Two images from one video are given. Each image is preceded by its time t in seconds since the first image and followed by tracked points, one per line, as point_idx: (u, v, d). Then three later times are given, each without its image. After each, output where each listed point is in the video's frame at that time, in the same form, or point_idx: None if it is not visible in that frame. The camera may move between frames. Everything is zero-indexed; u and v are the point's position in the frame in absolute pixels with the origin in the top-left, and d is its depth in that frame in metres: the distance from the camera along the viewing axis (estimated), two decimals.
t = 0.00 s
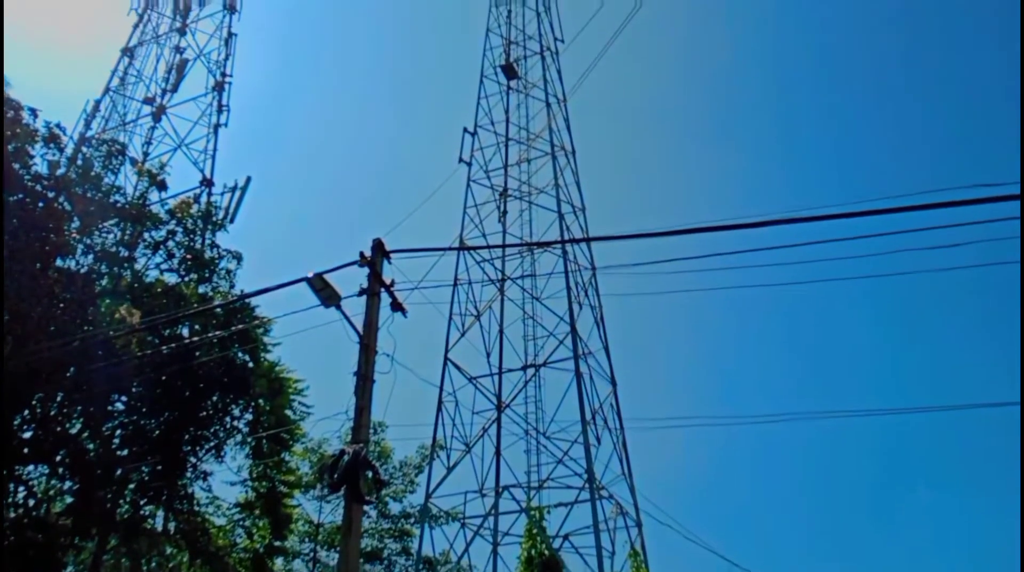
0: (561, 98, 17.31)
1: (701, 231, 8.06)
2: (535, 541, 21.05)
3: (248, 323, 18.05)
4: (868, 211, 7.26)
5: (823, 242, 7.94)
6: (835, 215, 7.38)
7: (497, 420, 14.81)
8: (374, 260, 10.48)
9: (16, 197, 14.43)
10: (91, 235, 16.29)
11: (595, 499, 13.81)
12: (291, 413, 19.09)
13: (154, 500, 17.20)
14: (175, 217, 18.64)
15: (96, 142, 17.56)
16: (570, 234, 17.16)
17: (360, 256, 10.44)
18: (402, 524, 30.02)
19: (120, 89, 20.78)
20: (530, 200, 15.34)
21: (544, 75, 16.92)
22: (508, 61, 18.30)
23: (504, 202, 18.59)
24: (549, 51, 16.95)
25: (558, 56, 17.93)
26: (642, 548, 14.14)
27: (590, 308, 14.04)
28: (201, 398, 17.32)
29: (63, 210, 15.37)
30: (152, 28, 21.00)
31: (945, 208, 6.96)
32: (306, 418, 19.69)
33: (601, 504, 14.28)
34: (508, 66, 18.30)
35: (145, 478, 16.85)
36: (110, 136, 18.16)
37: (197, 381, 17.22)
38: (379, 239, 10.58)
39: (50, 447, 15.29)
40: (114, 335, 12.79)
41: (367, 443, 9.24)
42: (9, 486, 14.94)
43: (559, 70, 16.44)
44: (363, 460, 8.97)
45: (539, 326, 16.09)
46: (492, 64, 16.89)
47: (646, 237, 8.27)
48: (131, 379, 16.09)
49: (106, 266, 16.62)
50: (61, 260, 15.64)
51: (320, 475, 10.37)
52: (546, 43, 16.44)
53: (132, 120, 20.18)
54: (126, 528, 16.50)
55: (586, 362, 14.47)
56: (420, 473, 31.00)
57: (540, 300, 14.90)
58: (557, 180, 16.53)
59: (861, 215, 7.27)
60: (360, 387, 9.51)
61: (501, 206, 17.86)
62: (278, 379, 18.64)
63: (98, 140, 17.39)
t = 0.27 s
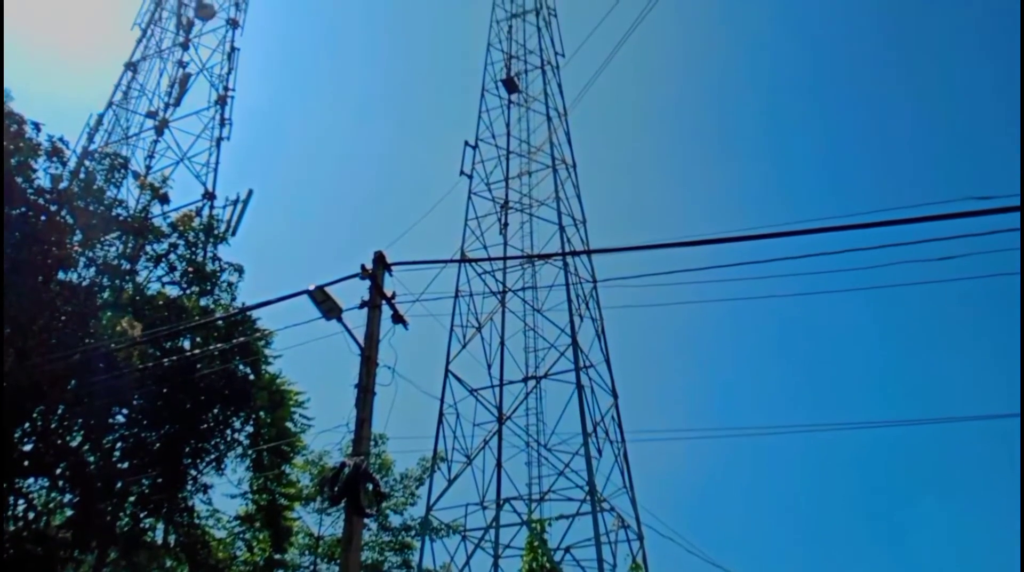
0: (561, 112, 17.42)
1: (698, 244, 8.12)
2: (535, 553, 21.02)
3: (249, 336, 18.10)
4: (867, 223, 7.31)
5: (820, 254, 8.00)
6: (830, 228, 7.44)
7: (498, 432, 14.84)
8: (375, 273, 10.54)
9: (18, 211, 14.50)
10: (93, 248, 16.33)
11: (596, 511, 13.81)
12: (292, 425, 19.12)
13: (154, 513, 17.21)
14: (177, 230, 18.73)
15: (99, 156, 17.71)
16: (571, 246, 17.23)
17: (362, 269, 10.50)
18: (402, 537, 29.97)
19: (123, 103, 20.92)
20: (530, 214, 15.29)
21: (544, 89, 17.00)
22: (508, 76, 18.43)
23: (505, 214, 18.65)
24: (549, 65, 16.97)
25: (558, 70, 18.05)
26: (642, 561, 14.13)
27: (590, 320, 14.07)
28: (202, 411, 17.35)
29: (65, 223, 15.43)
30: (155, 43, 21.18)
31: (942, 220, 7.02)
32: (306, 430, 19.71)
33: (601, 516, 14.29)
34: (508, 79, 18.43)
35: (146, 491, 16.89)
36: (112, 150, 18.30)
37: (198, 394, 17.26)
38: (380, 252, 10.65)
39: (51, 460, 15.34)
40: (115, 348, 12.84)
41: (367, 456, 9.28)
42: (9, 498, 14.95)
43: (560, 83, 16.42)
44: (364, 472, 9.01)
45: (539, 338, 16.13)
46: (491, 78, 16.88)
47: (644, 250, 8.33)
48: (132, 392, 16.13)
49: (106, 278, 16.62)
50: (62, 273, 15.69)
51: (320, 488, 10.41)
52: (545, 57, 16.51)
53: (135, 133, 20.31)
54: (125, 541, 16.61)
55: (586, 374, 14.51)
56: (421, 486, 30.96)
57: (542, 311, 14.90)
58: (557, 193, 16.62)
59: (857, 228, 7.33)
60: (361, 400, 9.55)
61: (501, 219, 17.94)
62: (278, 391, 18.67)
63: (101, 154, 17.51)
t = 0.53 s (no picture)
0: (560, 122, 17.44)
1: (698, 253, 8.10)
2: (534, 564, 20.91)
3: (247, 345, 18.06)
4: (867, 232, 7.29)
5: (821, 263, 7.97)
6: (833, 237, 7.41)
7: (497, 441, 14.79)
8: (374, 281, 10.52)
9: (17, 220, 14.48)
10: (91, 257, 16.29)
11: (595, 521, 13.73)
12: (290, 435, 19.05)
13: (151, 523, 17.11)
14: (175, 239, 18.71)
15: (98, 165, 17.72)
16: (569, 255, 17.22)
17: (360, 277, 10.47)
18: (400, 547, 29.84)
19: (121, 112, 20.93)
20: (530, 222, 15.29)
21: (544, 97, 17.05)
22: (507, 85, 18.46)
23: (504, 223, 18.64)
24: (549, 74, 17.05)
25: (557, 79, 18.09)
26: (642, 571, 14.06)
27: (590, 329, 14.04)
28: (199, 420, 17.29)
29: (64, 232, 15.41)
30: (154, 53, 21.21)
31: (945, 229, 6.99)
32: (304, 439, 19.63)
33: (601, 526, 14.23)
34: (507, 89, 18.46)
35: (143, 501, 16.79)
36: (111, 159, 18.29)
37: (195, 403, 17.20)
38: (379, 260, 10.62)
39: (48, 470, 15.29)
40: (113, 358, 12.79)
41: (366, 466, 9.23)
42: (6, 508, 14.85)
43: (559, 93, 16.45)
44: (362, 482, 8.96)
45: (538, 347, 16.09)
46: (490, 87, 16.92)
47: (644, 258, 8.31)
48: (129, 401, 16.08)
49: (105, 287, 16.55)
50: (61, 281, 15.65)
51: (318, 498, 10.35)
52: (544, 66, 16.54)
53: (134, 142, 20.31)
54: (123, 553, 16.24)
55: (586, 384, 14.46)
56: (419, 496, 30.83)
57: (542, 320, 14.86)
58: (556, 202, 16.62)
59: (859, 237, 7.30)
60: (359, 409, 9.51)
61: (501, 228, 17.92)
62: (276, 400, 18.61)
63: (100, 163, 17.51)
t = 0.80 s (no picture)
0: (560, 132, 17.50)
1: (698, 263, 8.11)
2: None
3: (247, 355, 18.06)
4: (867, 243, 7.30)
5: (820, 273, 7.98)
6: (833, 248, 7.42)
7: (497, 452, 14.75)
8: (375, 292, 10.52)
9: (17, 231, 14.49)
10: (91, 268, 16.33)
11: (596, 532, 13.68)
12: (290, 446, 19.02)
13: (150, 534, 17.05)
14: (175, 249, 18.73)
15: (99, 177, 17.76)
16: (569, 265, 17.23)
17: (360, 288, 10.48)
18: (400, 559, 29.72)
19: (123, 124, 21.00)
20: (529, 232, 15.32)
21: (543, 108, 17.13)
22: (507, 96, 18.52)
23: (504, 233, 18.68)
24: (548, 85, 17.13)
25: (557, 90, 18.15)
26: None
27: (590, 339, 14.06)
28: (198, 431, 17.27)
29: (64, 243, 15.43)
30: (156, 64, 21.30)
31: (944, 240, 7.00)
32: (304, 450, 19.60)
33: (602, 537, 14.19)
34: (507, 100, 18.52)
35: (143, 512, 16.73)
36: (112, 171, 18.34)
37: (195, 415, 17.18)
38: (379, 271, 10.64)
39: (46, 481, 15.23)
40: (113, 369, 12.77)
41: (366, 477, 9.22)
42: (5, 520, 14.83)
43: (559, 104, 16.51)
44: (362, 494, 8.94)
45: (539, 358, 16.08)
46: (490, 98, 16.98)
47: (644, 269, 8.32)
48: (128, 412, 16.08)
49: (106, 298, 16.60)
50: (61, 293, 15.66)
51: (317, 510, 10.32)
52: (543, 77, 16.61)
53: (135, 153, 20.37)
54: (121, 563, 16.25)
55: (586, 394, 14.45)
56: (419, 507, 30.73)
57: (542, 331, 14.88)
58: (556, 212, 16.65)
59: (860, 247, 7.31)
60: (359, 420, 9.50)
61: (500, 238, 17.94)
62: (276, 411, 18.59)
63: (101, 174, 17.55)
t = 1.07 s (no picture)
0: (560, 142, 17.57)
1: (697, 273, 8.15)
2: None
3: (246, 364, 18.07)
4: (863, 253, 7.35)
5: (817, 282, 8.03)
6: (829, 257, 7.48)
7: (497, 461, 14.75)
8: (374, 301, 10.55)
9: (16, 240, 14.52)
10: (91, 277, 16.35)
11: (595, 542, 13.66)
12: (289, 455, 19.01)
13: (149, 544, 17.01)
14: (175, 258, 18.77)
15: (99, 186, 17.80)
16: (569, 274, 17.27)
17: (360, 297, 10.51)
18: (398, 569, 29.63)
19: (123, 133, 21.08)
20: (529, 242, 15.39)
21: (543, 118, 17.21)
22: (506, 106, 18.62)
23: (503, 243, 18.73)
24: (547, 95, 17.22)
25: (556, 100, 18.24)
26: None
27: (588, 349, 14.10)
28: (197, 440, 17.27)
29: (64, 252, 15.46)
30: (156, 74, 21.39)
31: (939, 249, 7.06)
32: (303, 460, 19.57)
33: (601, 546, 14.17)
34: (506, 110, 18.60)
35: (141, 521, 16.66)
36: (113, 180, 18.39)
37: (194, 424, 17.19)
38: (378, 280, 10.68)
39: (44, 490, 15.20)
40: (112, 378, 12.79)
41: (364, 486, 9.22)
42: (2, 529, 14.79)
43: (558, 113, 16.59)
44: (361, 503, 8.94)
45: (538, 366, 16.10)
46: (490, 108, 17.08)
47: (642, 278, 8.36)
48: (127, 421, 16.08)
49: (105, 307, 16.62)
50: (60, 302, 15.68)
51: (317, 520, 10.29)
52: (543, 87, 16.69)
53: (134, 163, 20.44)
54: None
55: (584, 404, 14.47)
56: (417, 516, 30.67)
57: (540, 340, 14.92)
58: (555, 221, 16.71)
59: (857, 257, 7.36)
60: (358, 430, 9.51)
61: (499, 247, 17.99)
62: (275, 420, 18.58)
63: (101, 184, 17.62)
